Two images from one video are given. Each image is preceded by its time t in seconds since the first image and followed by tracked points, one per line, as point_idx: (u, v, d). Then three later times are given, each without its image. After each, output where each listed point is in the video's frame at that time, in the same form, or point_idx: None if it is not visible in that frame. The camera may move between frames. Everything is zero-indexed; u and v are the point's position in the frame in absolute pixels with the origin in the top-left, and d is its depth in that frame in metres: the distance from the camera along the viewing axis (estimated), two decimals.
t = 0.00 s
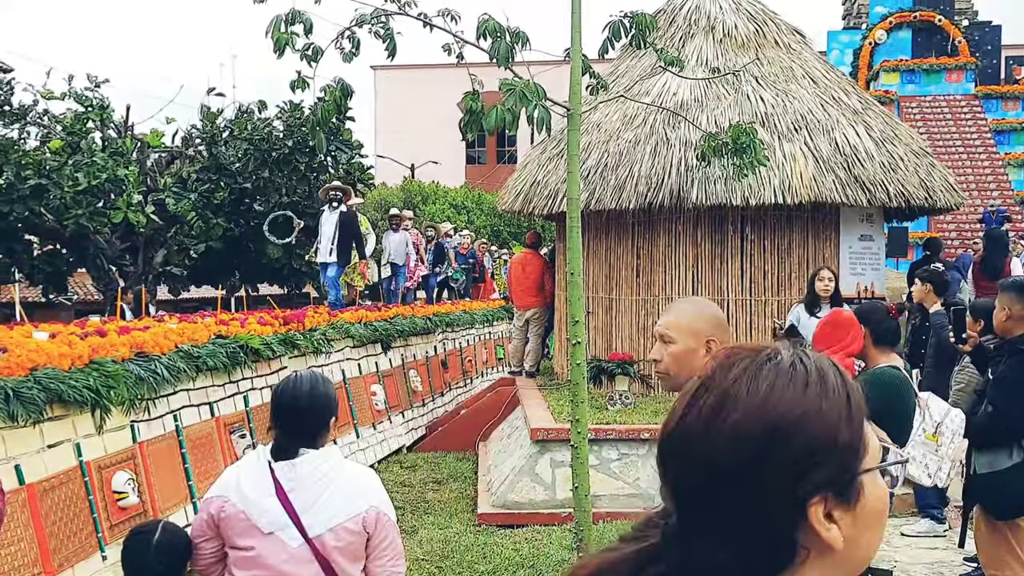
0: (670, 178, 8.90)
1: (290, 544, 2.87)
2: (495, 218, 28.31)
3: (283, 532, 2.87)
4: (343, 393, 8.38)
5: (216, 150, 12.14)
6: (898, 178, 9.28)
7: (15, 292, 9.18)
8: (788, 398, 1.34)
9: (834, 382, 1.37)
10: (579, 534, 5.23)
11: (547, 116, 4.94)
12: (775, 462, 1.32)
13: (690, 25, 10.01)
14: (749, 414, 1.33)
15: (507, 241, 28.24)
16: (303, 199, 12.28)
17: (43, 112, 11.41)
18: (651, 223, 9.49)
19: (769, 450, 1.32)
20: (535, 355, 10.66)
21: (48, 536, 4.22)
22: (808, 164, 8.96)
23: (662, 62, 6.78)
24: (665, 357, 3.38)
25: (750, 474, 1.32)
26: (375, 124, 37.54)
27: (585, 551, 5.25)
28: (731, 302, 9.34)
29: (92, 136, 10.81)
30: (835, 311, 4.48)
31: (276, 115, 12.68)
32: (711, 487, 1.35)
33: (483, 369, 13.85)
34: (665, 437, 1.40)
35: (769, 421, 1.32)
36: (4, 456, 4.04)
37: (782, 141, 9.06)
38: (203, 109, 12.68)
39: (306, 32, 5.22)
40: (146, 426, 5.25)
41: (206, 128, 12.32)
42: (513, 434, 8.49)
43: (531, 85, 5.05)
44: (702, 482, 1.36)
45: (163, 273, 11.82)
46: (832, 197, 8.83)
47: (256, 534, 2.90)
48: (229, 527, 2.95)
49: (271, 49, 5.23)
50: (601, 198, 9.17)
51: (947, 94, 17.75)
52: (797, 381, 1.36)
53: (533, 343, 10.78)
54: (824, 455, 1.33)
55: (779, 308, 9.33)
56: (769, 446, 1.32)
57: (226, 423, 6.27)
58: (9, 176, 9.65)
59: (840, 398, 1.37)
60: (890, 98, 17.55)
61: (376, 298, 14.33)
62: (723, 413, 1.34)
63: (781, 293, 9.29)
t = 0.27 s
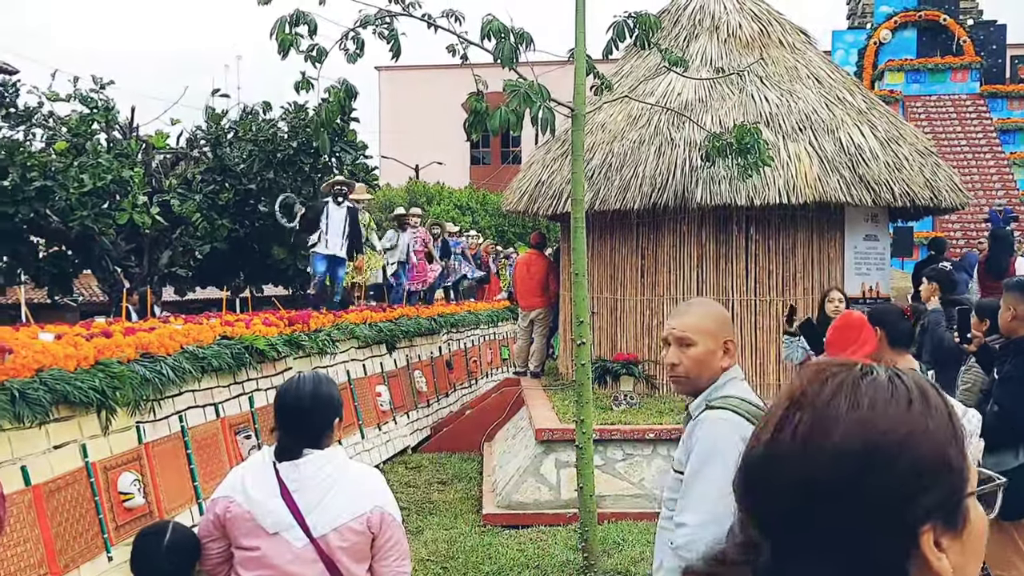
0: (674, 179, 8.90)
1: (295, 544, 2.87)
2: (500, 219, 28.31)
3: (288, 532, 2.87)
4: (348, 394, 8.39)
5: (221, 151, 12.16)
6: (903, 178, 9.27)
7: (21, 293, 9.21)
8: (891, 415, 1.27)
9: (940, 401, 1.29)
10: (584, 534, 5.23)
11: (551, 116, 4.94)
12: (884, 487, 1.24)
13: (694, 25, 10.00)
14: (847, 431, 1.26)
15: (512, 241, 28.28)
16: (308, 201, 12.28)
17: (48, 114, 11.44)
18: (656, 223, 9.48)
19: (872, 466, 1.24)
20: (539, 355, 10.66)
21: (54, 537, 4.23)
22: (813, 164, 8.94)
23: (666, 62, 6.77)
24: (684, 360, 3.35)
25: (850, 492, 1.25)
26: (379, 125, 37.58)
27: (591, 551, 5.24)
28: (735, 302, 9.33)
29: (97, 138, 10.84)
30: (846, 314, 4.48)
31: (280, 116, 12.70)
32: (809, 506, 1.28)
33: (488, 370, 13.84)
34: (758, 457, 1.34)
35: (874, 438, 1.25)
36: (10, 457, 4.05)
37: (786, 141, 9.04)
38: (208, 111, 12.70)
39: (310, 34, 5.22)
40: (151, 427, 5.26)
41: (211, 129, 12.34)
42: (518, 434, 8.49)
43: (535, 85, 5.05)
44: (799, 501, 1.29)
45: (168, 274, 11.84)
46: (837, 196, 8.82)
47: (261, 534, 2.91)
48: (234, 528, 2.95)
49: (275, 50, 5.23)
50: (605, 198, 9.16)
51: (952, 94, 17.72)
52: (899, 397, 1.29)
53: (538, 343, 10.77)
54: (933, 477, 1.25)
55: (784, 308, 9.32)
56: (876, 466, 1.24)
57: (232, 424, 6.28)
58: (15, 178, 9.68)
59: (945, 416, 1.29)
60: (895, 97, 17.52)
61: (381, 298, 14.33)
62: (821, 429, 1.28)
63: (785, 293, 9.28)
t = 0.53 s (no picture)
0: (678, 178, 8.89)
1: (298, 543, 2.87)
2: (504, 218, 28.30)
3: (291, 531, 2.88)
4: (351, 393, 8.40)
5: (225, 151, 12.17)
6: (907, 177, 9.26)
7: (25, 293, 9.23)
8: (976, 431, 1.20)
9: None
10: (588, 533, 5.22)
11: (555, 115, 4.93)
12: (971, 500, 1.19)
13: (697, 24, 10.00)
14: (934, 444, 1.20)
15: (515, 242, 28.30)
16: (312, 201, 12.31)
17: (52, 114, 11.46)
18: (660, 222, 9.48)
19: (960, 488, 1.19)
20: (543, 354, 10.65)
21: (59, 537, 4.24)
22: (817, 162, 8.94)
23: (669, 61, 6.76)
24: (699, 361, 3.33)
25: (935, 515, 1.19)
26: (383, 125, 37.59)
27: (594, 550, 5.23)
28: (739, 301, 9.33)
29: (101, 138, 10.86)
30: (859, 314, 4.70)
31: (284, 116, 12.71)
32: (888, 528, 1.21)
33: (491, 369, 13.85)
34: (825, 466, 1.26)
35: (965, 450, 1.19)
36: (15, 456, 4.06)
37: (790, 140, 9.04)
38: (212, 111, 12.71)
39: (313, 33, 5.23)
40: (156, 426, 5.27)
41: (215, 129, 12.35)
42: (521, 433, 8.50)
43: (539, 85, 5.05)
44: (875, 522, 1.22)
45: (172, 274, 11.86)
46: (841, 195, 8.81)
47: (264, 534, 2.92)
48: (238, 527, 2.96)
49: (279, 50, 5.24)
50: (609, 197, 9.15)
51: (956, 92, 17.70)
52: (985, 408, 1.23)
53: (542, 343, 10.77)
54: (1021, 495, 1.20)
55: (788, 307, 9.32)
56: (961, 478, 1.19)
57: (236, 424, 6.29)
58: (19, 178, 9.70)
59: None
60: (899, 96, 17.51)
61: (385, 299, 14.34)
62: (903, 446, 1.21)
63: (789, 292, 9.28)
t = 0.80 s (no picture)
0: (680, 180, 8.89)
1: (299, 546, 2.87)
2: (506, 220, 28.34)
3: (292, 534, 2.88)
4: (354, 395, 8.40)
5: (227, 154, 12.20)
6: (909, 179, 9.26)
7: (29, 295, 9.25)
8: None
9: None
10: (590, 536, 5.22)
11: (557, 118, 4.93)
12: None
13: (699, 26, 10.01)
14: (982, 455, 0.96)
15: (517, 244, 28.35)
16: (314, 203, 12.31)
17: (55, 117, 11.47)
18: (662, 224, 9.47)
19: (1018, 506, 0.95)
20: (545, 356, 10.65)
21: (62, 539, 4.24)
22: (819, 164, 8.93)
23: (671, 63, 6.76)
24: (683, 364, 3.30)
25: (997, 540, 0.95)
26: (385, 127, 37.66)
27: (597, 553, 5.23)
28: (741, 303, 9.32)
29: (104, 141, 10.86)
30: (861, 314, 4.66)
31: (286, 118, 12.73)
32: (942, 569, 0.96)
33: (494, 371, 13.86)
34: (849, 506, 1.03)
35: (1005, 456, 0.95)
36: (17, 459, 4.07)
37: (792, 142, 9.03)
38: (215, 114, 12.72)
39: (315, 36, 5.24)
40: (158, 428, 5.27)
41: (217, 131, 12.37)
42: (523, 435, 8.51)
43: (541, 87, 5.06)
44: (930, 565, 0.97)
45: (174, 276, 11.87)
46: (843, 197, 8.81)
47: (265, 536, 2.92)
48: (239, 530, 2.96)
49: (280, 52, 5.25)
50: (611, 200, 9.16)
51: (958, 94, 17.68)
52: None
53: (544, 344, 10.78)
54: None
55: (790, 309, 9.32)
56: (1003, 485, 0.95)
57: (238, 425, 6.30)
58: (22, 181, 9.72)
59: None
60: (901, 98, 17.50)
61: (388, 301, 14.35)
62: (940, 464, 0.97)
63: (791, 294, 9.29)
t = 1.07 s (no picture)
0: (682, 179, 8.89)
1: (300, 545, 2.88)
2: (508, 219, 28.36)
3: (294, 533, 2.88)
4: (356, 394, 8.40)
5: (229, 153, 12.21)
6: (911, 178, 9.25)
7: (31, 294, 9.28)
8: None
9: None
10: (592, 534, 5.22)
11: (559, 116, 4.93)
12: None
13: (701, 25, 10.00)
14: None
15: (520, 243, 28.37)
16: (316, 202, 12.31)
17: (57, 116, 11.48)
18: (664, 223, 9.47)
19: None
20: (547, 355, 10.65)
21: (64, 537, 4.25)
22: (821, 163, 8.92)
23: (673, 61, 6.75)
24: (658, 355, 3.33)
25: None
26: (387, 126, 37.68)
27: (598, 552, 5.23)
28: (743, 302, 9.31)
29: (106, 140, 10.88)
30: (870, 311, 4.63)
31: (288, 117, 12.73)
32: None
33: (496, 370, 13.87)
34: None
35: None
36: (20, 458, 4.08)
37: (793, 141, 9.03)
38: (217, 113, 12.73)
39: (317, 35, 5.24)
40: (160, 427, 5.28)
41: (219, 130, 12.37)
42: (525, 434, 8.52)
43: (542, 85, 5.04)
44: None
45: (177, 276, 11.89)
46: (845, 196, 8.80)
47: (267, 535, 2.92)
48: (241, 529, 2.96)
49: (282, 51, 5.25)
50: (613, 198, 9.15)
51: (960, 93, 17.65)
52: None
53: (545, 343, 10.78)
54: None
55: (792, 308, 9.33)
56: None
57: (241, 424, 6.31)
58: (24, 180, 9.73)
59: None
60: (903, 97, 17.48)
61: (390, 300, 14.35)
62: None
63: (793, 293, 9.30)
